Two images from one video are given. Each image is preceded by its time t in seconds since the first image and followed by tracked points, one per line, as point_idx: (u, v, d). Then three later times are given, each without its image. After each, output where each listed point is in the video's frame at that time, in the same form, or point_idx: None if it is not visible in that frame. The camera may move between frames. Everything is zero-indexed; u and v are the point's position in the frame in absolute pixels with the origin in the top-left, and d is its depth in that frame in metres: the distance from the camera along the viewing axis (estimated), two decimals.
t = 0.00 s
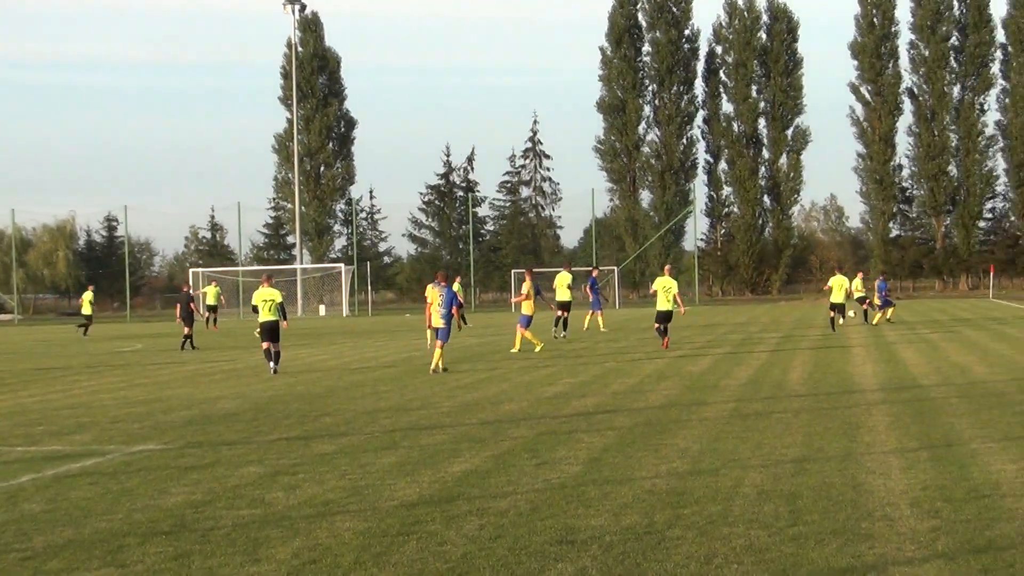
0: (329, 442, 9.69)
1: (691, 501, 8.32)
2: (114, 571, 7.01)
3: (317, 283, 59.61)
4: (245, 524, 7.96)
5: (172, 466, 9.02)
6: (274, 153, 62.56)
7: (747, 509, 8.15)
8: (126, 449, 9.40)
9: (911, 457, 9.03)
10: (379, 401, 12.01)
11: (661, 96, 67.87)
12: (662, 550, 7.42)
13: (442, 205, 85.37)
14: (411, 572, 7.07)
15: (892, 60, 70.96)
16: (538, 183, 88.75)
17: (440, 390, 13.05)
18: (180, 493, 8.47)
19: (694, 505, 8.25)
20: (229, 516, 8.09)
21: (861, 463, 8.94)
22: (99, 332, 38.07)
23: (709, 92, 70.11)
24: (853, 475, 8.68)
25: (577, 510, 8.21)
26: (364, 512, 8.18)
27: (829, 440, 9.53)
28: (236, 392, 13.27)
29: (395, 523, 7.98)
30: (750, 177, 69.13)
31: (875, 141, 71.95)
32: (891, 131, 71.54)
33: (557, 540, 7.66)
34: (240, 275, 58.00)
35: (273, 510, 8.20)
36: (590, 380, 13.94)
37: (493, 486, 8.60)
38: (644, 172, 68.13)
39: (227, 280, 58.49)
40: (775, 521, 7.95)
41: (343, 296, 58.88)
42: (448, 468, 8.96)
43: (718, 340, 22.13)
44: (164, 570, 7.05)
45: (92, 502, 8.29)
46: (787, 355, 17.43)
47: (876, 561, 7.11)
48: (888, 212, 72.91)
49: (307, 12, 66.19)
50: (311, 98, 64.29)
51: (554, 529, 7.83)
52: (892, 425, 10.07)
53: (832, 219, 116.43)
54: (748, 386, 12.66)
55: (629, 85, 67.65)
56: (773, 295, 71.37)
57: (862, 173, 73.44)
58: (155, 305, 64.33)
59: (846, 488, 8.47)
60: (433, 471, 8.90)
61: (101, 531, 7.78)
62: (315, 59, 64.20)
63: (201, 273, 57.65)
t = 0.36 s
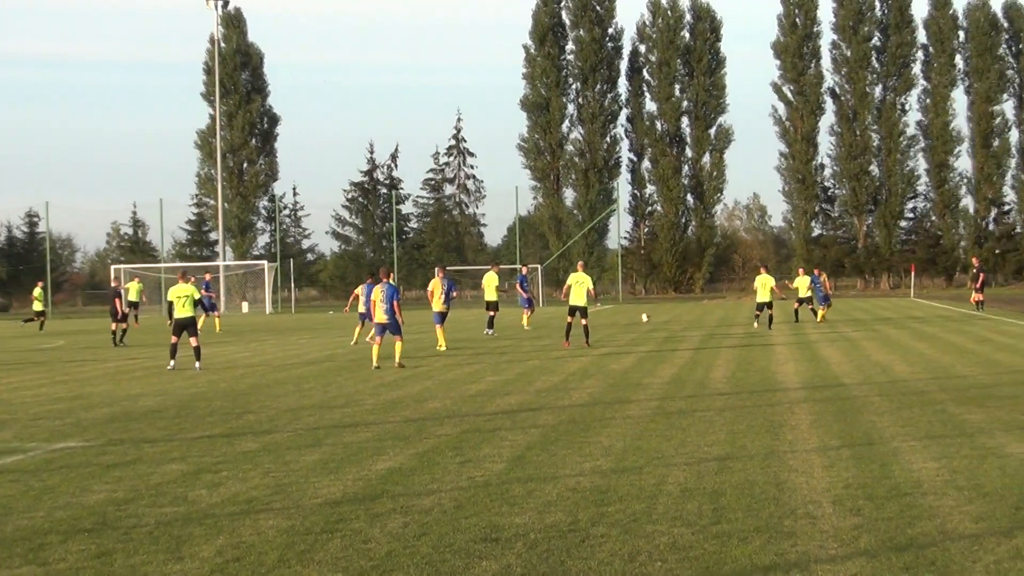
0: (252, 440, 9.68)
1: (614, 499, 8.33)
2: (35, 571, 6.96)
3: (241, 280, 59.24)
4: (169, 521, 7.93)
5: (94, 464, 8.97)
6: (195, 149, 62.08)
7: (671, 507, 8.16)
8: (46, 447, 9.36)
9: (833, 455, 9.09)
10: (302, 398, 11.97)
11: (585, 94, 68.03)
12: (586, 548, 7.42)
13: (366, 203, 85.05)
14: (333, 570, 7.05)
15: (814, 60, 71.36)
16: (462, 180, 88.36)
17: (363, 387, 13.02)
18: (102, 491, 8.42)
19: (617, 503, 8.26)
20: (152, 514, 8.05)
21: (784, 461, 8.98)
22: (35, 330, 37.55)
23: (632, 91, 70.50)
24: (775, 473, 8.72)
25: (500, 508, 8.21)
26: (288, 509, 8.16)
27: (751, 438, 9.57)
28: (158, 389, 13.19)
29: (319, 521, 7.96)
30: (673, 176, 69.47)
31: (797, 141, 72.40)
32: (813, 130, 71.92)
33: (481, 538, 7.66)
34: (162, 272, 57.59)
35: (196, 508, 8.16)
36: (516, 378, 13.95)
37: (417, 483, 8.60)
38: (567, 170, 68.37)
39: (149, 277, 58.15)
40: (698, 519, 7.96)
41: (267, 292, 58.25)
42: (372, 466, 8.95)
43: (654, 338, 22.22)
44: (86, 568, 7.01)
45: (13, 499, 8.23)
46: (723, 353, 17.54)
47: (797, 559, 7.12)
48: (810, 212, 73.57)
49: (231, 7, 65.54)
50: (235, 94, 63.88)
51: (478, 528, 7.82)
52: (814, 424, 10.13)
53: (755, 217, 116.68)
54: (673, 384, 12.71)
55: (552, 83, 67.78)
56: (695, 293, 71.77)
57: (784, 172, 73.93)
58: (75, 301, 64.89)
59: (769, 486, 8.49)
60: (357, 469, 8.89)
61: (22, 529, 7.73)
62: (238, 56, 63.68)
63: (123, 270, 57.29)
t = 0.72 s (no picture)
0: (240, 439, 9.68)
1: (602, 499, 8.33)
2: (21, 570, 6.96)
3: (227, 279, 58.98)
4: (156, 520, 7.93)
5: (81, 462, 8.97)
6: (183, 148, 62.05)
7: (657, 507, 8.16)
8: (32, 445, 9.37)
9: (819, 455, 9.09)
10: (287, 397, 11.96)
11: (571, 95, 68.06)
12: (572, 548, 7.42)
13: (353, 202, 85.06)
14: (319, 570, 7.04)
15: (800, 60, 71.25)
16: (449, 180, 88.07)
17: (349, 387, 13.00)
18: (90, 489, 8.44)
19: (604, 503, 8.26)
20: (139, 513, 8.06)
21: (770, 462, 8.97)
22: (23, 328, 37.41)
23: (619, 91, 70.59)
24: (763, 474, 8.71)
25: (488, 508, 8.21)
26: (275, 508, 8.17)
27: (738, 438, 9.56)
28: (145, 388, 13.16)
29: (307, 520, 7.97)
30: (659, 176, 69.47)
31: (784, 141, 72.27)
32: (800, 131, 71.90)
33: (468, 538, 7.66)
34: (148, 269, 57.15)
35: (182, 508, 8.16)
36: (502, 378, 13.94)
37: (404, 483, 8.60)
38: (554, 170, 68.43)
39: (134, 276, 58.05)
40: (685, 519, 7.96)
41: (253, 292, 57.85)
42: (359, 465, 8.95)
43: (643, 338, 22.21)
44: (72, 568, 7.00)
45: None
46: (713, 354, 17.54)
47: (782, 560, 7.10)
48: (797, 212, 73.39)
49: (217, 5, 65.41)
50: (221, 92, 63.83)
51: (466, 528, 7.82)
52: (801, 425, 10.12)
53: (743, 218, 116.97)
54: (660, 384, 12.69)
55: (538, 82, 67.86)
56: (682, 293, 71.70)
57: (771, 173, 73.78)
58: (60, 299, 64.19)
59: (755, 487, 8.49)
60: (344, 468, 8.90)
61: (8, 528, 7.73)
62: (224, 54, 63.61)
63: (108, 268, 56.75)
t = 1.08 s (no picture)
0: (268, 440, 9.70)
1: (631, 499, 8.33)
2: (50, 570, 6.95)
3: (258, 280, 58.88)
4: (185, 521, 7.94)
5: (111, 463, 9.01)
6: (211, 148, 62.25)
7: (687, 507, 8.15)
8: (62, 446, 9.40)
9: (849, 457, 9.06)
10: (317, 397, 12.02)
11: (599, 95, 68.11)
12: (601, 549, 7.41)
13: (381, 203, 85.02)
14: (349, 570, 7.03)
15: (829, 61, 71.12)
16: (476, 180, 87.79)
17: (379, 387, 13.05)
18: (119, 490, 8.46)
19: (633, 503, 8.25)
20: (168, 514, 8.07)
21: (800, 462, 8.95)
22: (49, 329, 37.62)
23: (647, 92, 70.64)
24: (792, 475, 8.69)
25: (517, 509, 8.19)
26: (304, 509, 8.17)
27: (767, 439, 9.55)
28: (174, 389, 13.20)
29: (336, 520, 7.97)
30: (688, 177, 69.39)
31: (812, 142, 72.19)
32: (829, 131, 71.69)
33: (496, 539, 7.64)
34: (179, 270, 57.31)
35: (211, 508, 8.17)
36: (531, 378, 13.96)
37: (433, 484, 8.60)
38: (582, 171, 68.43)
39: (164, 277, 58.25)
40: (714, 520, 7.93)
41: (281, 293, 57.74)
42: (387, 466, 8.95)
43: (669, 339, 22.21)
44: (101, 568, 7.00)
45: (30, 498, 8.27)
46: (741, 355, 17.51)
47: (812, 561, 7.07)
48: (826, 213, 73.20)
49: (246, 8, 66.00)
50: (249, 94, 64.18)
51: (494, 529, 7.81)
52: (831, 425, 10.10)
53: (773, 218, 116.88)
54: (690, 385, 12.70)
55: (566, 83, 68.02)
56: (711, 293, 71.50)
57: (799, 174, 73.74)
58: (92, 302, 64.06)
59: (785, 488, 8.46)
60: (373, 469, 8.91)
61: (37, 528, 7.74)
62: (252, 56, 64.01)
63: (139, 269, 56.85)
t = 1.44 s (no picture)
0: (323, 441, 9.73)
1: (686, 502, 8.31)
2: (109, 570, 6.92)
3: (312, 280, 58.09)
4: (242, 521, 7.94)
5: (168, 464, 9.04)
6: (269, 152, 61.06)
7: (743, 510, 8.13)
8: (120, 447, 9.45)
9: (905, 459, 9.04)
10: (375, 399, 12.07)
11: (656, 97, 66.52)
12: (658, 551, 7.37)
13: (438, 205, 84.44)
14: (407, 571, 6.98)
15: (887, 61, 68.43)
16: (533, 183, 88.12)
17: (437, 389, 13.09)
18: (175, 490, 8.47)
19: (688, 506, 8.23)
20: (223, 514, 8.06)
21: (857, 464, 8.93)
22: (96, 330, 37.75)
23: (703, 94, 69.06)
24: (848, 477, 8.65)
25: (571, 511, 8.18)
26: (359, 510, 8.17)
27: (824, 442, 9.51)
28: (231, 391, 13.26)
29: (391, 522, 7.96)
30: (745, 179, 67.39)
31: (869, 144, 69.42)
32: (887, 133, 68.99)
33: (552, 540, 7.62)
34: (234, 274, 57.10)
35: (267, 509, 8.18)
36: (588, 380, 13.97)
37: (489, 485, 8.59)
38: (638, 173, 66.55)
39: (220, 279, 57.62)
40: (771, 522, 7.90)
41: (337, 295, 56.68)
42: (443, 467, 8.97)
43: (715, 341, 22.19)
44: (160, 568, 6.98)
45: (88, 499, 8.29)
46: (789, 356, 17.46)
47: (872, 564, 7.01)
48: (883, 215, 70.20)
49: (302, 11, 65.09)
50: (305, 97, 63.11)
51: (550, 530, 7.78)
52: (889, 427, 10.08)
53: (827, 221, 116.30)
54: (745, 387, 12.69)
55: (622, 85, 66.30)
56: (767, 296, 68.64)
57: (856, 176, 70.85)
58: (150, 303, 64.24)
59: (842, 490, 8.43)
60: (427, 470, 8.92)
61: (95, 528, 7.74)
62: (309, 58, 62.97)
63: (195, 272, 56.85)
